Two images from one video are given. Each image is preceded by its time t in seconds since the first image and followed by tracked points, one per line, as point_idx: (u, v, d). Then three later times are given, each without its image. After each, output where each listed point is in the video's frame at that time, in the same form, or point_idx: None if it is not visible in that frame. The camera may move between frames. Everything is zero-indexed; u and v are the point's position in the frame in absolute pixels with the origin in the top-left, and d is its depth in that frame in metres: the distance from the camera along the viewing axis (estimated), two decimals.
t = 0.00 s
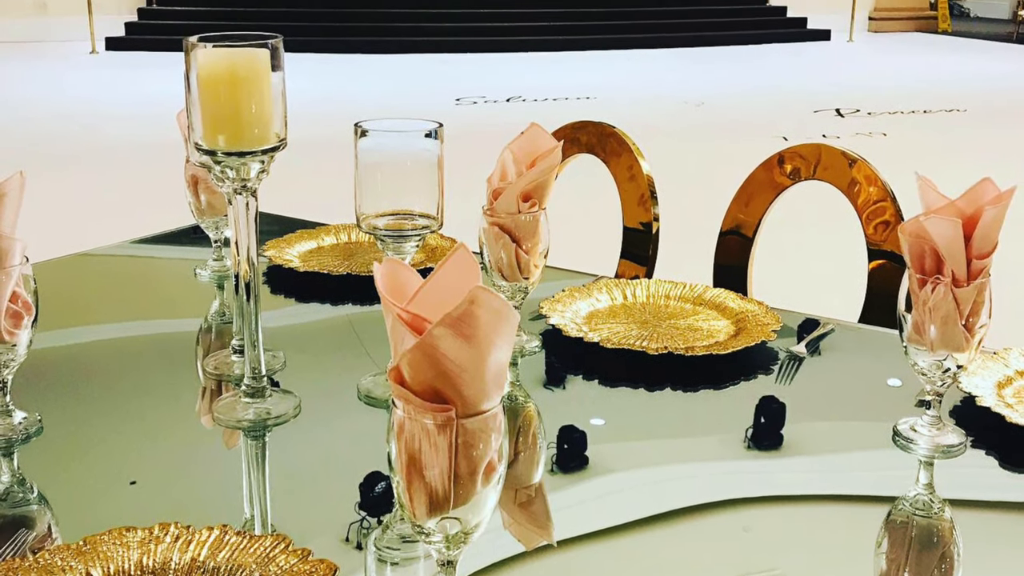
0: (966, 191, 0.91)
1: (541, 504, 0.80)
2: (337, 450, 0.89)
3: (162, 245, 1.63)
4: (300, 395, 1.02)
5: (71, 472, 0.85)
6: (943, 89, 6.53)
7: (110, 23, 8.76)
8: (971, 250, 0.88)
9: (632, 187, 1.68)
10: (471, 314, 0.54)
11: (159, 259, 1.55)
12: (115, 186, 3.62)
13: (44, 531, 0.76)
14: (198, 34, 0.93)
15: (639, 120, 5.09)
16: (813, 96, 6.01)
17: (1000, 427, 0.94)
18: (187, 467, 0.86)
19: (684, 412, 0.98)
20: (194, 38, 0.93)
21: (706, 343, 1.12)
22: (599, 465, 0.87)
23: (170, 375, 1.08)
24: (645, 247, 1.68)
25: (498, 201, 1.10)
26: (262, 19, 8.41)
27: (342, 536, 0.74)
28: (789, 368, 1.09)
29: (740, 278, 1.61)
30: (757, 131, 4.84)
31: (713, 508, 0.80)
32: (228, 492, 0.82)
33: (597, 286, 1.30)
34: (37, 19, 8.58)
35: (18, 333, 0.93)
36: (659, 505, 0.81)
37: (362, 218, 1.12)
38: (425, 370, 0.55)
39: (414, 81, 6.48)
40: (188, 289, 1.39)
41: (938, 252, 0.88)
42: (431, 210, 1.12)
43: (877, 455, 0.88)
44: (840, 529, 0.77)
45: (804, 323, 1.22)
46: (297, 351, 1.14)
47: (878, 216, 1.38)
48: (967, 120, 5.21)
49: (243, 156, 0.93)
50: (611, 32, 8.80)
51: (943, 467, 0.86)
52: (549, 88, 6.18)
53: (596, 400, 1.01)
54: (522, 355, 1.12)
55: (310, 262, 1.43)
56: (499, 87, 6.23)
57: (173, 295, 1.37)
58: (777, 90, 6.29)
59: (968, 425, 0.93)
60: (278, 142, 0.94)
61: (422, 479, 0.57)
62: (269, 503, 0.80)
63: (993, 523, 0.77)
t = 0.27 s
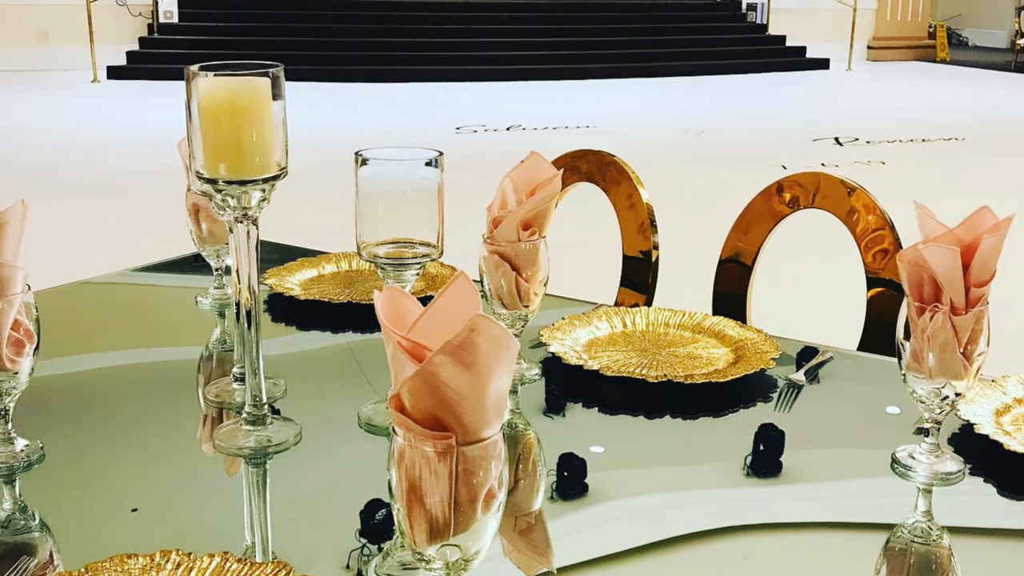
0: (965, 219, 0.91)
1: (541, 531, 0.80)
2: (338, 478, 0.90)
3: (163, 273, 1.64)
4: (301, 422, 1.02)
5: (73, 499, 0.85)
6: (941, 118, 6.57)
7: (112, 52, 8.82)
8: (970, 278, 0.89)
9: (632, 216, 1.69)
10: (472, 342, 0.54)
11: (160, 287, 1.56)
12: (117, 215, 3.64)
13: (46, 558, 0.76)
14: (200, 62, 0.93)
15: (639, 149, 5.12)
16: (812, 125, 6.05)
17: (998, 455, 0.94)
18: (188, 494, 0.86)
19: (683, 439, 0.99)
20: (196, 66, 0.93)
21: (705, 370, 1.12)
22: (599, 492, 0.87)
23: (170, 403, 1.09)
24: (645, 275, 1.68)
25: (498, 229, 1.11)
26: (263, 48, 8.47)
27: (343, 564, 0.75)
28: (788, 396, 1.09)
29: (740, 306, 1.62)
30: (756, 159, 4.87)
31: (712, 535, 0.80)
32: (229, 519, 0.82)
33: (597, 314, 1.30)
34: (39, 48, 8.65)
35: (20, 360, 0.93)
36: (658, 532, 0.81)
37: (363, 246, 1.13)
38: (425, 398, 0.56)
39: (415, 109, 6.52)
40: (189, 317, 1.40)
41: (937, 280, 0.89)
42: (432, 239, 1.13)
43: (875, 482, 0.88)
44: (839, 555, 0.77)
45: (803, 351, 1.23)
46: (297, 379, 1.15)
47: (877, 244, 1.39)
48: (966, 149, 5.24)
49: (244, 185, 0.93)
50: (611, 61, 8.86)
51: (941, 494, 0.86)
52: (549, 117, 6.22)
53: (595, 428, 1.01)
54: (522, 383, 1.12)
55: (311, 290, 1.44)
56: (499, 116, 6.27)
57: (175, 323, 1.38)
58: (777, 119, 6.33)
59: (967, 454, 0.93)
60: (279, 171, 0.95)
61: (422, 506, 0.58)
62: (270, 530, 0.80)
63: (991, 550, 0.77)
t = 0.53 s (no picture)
0: (963, 247, 0.92)
1: (541, 558, 0.81)
2: (338, 505, 0.90)
3: (164, 302, 1.64)
4: (301, 450, 1.03)
5: (75, 526, 0.86)
6: (939, 146, 6.61)
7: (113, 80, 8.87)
8: (969, 305, 0.89)
9: (631, 245, 1.70)
10: (472, 369, 0.55)
11: (161, 316, 1.56)
12: (117, 244, 3.66)
13: None
14: (200, 92, 0.94)
15: (638, 178, 5.14)
16: (811, 154, 6.07)
17: (996, 482, 0.95)
18: (189, 521, 0.87)
19: (683, 467, 0.99)
20: (196, 96, 0.94)
21: (704, 398, 1.13)
22: (599, 519, 0.88)
23: (172, 431, 1.09)
24: (644, 303, 1.69)
25: (498, 257, 1.12)
26: (264, 77, 8.53)
27: None
28: (787, 423, 1.09)
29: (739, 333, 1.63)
30: (755, 188, 4.89)
31: (712, 562, 0.81)
32: (230, 546, 0.82)
33: (597, 342, 1.31)
34: (40, 77, 8.71)
35: (22, 388, 0.94)
36: (658, 559, 0.82)
37: (363, 274, 1.14)
38: (425, 426, 0.56)
39: (415, 138, 6.56)
40: (190, 346, 1.41)
41: (934, 308, 0.89)
42: (432, 267, 1.14)
43: (874, 510, 0.89)
44: None
45: (802, 379, 1.24)
46: (298, 407, 1.15)
47: (875, 273, 1.39)
48: (964, 177, 5.26)
49: (245, 213, 0.93)
50: (610, 90, 8.92)
51: (939, 521, 0.86)
52: (549, 146, 6.25)
53: (595, 455, 1.02)
54: (522, 411, 1.13)
55: (312, 318, 1.44)
56: (499, 144, 6.30)
57: (176, 351, 1.38)
58: (776, 148, 6.35)
59: (965, 481, 0.94)
60: (280, 199, 0.95)
61: (423, 533, 0.59)
62: (270, 557, 0.81)
63: None
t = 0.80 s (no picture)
0: (961, 275, 0.93)
1: None
2: (340, 532, 0.91)
3: (166, 330, 1.65)
4: (302, 477, 1.03)
5: (76, 553, 0.87)
6: (938, 175, 6.64)
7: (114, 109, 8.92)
8: (966, 333, 0.90)
9: (631, 273, 1.71)
10: (471, 397, 0.56)
11: (163, 344, 1.57)
12: (118, 273, 3.67)
13: None
14: (201, 120, 0.95)
15: (638, 206, 5.17)
16: (810, 182, 6.10)
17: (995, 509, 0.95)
18: (189, 548, 0.87)
19: (682, 494, 0.99)
20: (198, 124, 0.95)
21: (704, 426, 1.13)
22: (599, 546, 0.88)
23: (173, 458, 1.10)
24: (644, 331, 1.70)
25: (498, 285, 1.13)
26: (266, 106, 8.58)
27: None
28: (786, 451, 1.10)
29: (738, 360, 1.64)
30: (754, 216, 4.91)
31: None
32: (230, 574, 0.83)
33: (597, 369, 1.32)
34: (42, 105, 8.77)
35: (24, 416, 0.94)
36: None
37: (364, 301, 1.15)
38: (425, 453, 0.57)
39: (416, 167, 6.59)
40: (191, 374, 1.41)
41: (932, 335, 0.90)
42: (432, 294, 1.15)
43: (873, 538, 0.89)
44: None
45: (801, 406, 1.24)
46: (298, 435, 1.16)
47: (874, 300, 1.40)
48: (962, 206, 5.28)
49: (246, 241, 0.94)
50: (609, 119, 8.97)
51: (938, 548, 0.87)
52: (548, 174, 6.28)
53: (595, 482, 1.02)
54: (522, 438, 1.13)
55: (313, 345, 1.45)
56: (500, 173, 6.33)
57: (176, 379, 1.39)
58: (775, 176, 6.38)
59: (964, 508, 0.94)
60: (281, 228, 0.96)
61: (423, 560, 0.59)
62: None
63: None
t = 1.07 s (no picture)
0: (960, 303, 0.94)
1: None
2: (340, 558, 0.91)
3: (168, 357, 1.66)
4: (303, 504, 1.03)
5: None
6: (936, 202, 6.68)
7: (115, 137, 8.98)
8: (965, 360, 0.90)
9: (631, 300, 1.72)
10: (472, 425, 0.57)
11: (165, 371, 1.58)
12: (119, 301, 3.69)
13: None
14: (203, 148, 0.97)
15: (637, 234, 5.19)
16: (808, 210, 6.13)
17: (994, 535, 0.95)
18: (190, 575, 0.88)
19: (682, 520, 1.00)
20: (200, 153, 0.97)
21: (703, 453, 1.14)
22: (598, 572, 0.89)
23: (174, 485, 1.10)
24: (643, 358, 1.72)
25: (498, 313, 1.14)
26: (267, 134, 8.64)
27: None
28: (785, 478, 1.10)
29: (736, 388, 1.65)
30: (753, 245, 4.93)
31: None
32: None
33: (596, 397, 1.33)
34: (44, 134, 8.83)
35: (25, 443, 0.95)
36: None
37: (364, 328, 1.15)
38: (426, 480, 0.58)
39: (416, 195, 6.62)
40: (193, 401, 1.42)
41: (931, 363, 0.90)
42: (432, 322, 1.16)
43: (870, 565, 0.90)
44: None
45: (800, 433, 1.25)
46: (299, 462, 1.16)
47: (873, 327, 1.41)
48: (960, 234, 5.30)
49: (247, 269, 0.95)
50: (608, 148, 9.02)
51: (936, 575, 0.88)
52: (548, 202, 6.31)
53: (595, 509, 1.02)
54: (522, 465, 1.14)
55: (314, 373, 1.46)
56: (500, 201, 6.36)
57: (178, 406, 1.39)
58: (774, 204, 6.41)
59: (962, 534, 0.95)
60: (282, 256, 0.97)
61: None
62: None
63: None
